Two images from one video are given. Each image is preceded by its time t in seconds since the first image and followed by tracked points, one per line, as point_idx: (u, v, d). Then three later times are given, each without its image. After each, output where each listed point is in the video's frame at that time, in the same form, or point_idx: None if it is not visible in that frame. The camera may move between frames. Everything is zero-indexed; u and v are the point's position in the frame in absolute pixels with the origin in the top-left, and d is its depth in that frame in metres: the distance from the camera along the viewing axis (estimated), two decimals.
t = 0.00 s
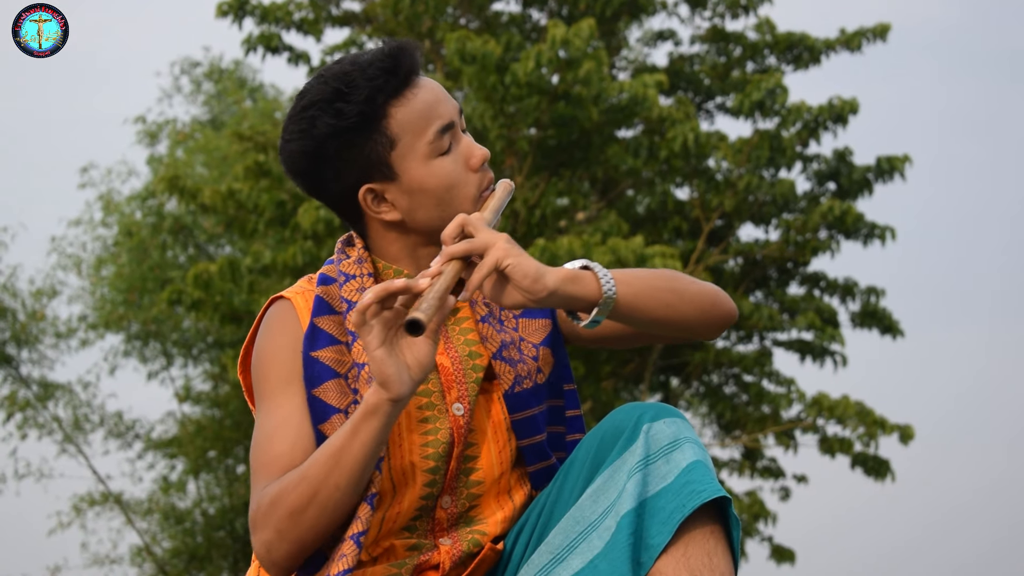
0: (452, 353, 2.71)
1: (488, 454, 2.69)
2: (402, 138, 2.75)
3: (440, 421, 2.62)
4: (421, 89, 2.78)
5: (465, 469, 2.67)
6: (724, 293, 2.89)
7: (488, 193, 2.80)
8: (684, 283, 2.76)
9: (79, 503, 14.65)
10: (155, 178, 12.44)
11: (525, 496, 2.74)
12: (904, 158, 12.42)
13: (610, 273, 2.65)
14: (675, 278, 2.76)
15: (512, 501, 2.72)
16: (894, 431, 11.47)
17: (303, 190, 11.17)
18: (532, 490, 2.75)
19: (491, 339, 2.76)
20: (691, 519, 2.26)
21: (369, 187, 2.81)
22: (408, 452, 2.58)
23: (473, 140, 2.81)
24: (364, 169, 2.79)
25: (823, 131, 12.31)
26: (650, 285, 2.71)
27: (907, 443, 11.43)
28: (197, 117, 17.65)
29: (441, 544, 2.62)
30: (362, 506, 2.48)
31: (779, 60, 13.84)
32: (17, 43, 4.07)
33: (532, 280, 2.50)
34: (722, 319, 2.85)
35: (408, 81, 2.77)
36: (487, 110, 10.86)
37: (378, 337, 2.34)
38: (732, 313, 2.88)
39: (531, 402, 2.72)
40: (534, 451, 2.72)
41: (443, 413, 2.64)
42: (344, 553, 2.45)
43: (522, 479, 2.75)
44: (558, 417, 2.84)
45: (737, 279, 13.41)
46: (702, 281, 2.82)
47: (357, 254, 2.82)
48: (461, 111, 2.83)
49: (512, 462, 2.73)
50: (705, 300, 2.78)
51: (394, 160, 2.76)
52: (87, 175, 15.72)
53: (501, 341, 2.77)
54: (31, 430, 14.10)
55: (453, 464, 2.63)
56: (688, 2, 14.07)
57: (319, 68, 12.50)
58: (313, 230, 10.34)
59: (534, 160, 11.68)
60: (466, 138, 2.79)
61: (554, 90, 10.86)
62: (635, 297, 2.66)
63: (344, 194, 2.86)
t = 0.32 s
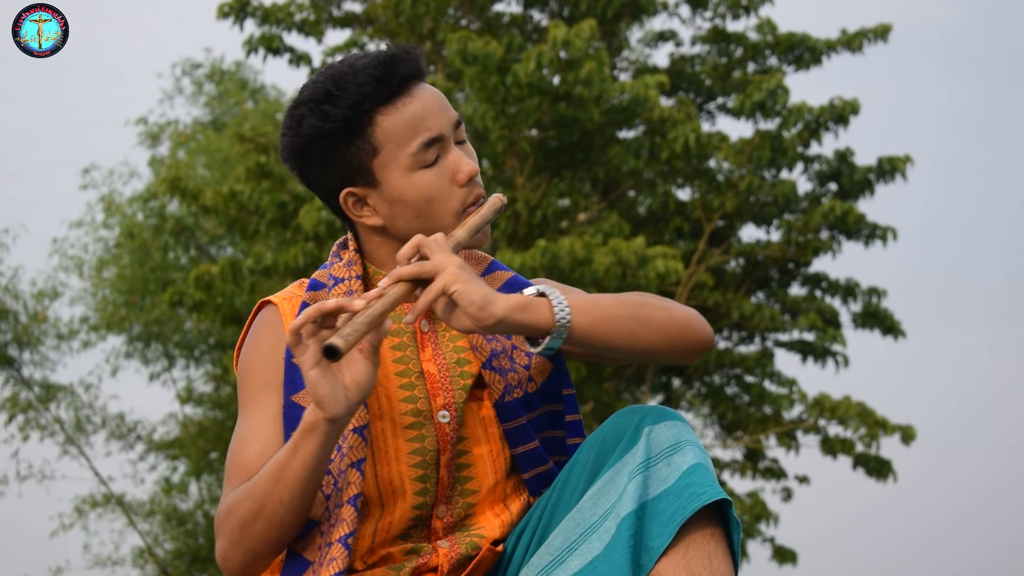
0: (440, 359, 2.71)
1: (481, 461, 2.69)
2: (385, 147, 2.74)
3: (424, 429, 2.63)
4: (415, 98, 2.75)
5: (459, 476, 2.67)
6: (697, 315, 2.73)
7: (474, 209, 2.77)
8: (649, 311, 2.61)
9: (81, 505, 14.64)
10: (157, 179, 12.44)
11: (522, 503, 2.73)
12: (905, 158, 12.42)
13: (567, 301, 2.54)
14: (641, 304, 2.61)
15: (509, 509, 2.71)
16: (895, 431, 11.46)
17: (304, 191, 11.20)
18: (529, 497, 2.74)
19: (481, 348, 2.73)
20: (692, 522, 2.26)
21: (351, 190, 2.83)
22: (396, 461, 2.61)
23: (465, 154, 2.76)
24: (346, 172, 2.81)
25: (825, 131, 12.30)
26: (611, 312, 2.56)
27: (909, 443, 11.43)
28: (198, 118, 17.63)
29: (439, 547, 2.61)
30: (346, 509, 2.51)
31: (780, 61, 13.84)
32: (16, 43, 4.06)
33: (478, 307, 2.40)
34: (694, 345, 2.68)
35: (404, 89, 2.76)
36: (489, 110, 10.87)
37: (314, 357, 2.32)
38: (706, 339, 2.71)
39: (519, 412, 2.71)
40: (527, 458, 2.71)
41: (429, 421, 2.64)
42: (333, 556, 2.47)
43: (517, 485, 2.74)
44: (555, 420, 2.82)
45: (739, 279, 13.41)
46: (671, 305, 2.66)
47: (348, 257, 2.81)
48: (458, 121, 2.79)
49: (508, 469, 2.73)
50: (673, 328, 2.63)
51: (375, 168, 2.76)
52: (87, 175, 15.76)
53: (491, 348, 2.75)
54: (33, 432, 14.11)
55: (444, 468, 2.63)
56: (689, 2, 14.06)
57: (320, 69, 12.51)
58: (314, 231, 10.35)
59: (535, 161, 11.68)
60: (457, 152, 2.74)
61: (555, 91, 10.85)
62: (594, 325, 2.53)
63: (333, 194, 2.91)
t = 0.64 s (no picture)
0: (422, 368, 2.76)
1: (472, 469, 2.73)
2: (367, 147, 2.82)
3: (403, 436, 2.72)
4: (407, 102, 2.80)
5: (449, 482, 2.69)
6: (651, 342, 2.67)
7: (454, 219, 2.74)
8: (591, 339, 2.56)
9: (84, 508, 14.63)
10: (159, 182, 12.44)
11: (514, 512, 2.75)
12: (908, 160, 12.42)
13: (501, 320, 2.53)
14: (583, 331, 2.57)
15: (499, 517, 2.74)
16: (898, 434, 11.47)
17: (306, 194, 11.22)
18: (521, 504, 2.76)
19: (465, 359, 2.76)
20: (693, 526, 2.26)
21: (338, 186, 2.93)
22: (378, 466, 2.70)
23: (454, 163, 2.76)
24: (335, 168, 2.91)
25: (827, 133, 12.30)
26: (550, 338, 2.53)
27: (911, 445, 11.43)
28: (201, 121, 17.62)
29: (436, 551, 2.64)
30: (332, 508, 2.57)
31: (782, 63, 13.84)
32: (16, 44, 4.07)
33: (401, 322, 2.45)
34: (644, 376, 2.63)
35: (396, 93, 2.82)
36: (491, 113, 10.86)
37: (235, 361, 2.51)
38: (657, 369, 2.65)
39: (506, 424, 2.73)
40: (517, 466, 2.73)
41: (408, 428, 2.72)
42: (323, 557, 2.54)
43: (509, 494, 2.75)
44: (548, 425, 2.83)
45: (742, 281, 13.41)
46: (620, 332, 2.62)
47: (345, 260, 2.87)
48: (454, 130, 2.79)
49: (500, 480, 2.75)
50: (616, 355, 2.58)
51: (358, 166, 2.85)
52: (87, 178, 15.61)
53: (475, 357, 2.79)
54: (36, 435, 14.11)
55: (426, 473, 2.68)
56: (691, 5, 14.07)
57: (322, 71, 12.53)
58: (317, 234, 10.36)
59: (537, 163, 11.70)
60: (440, 158, 2.74)
61: (557, 93, 10.85)
62: (527, 350, 2.51)
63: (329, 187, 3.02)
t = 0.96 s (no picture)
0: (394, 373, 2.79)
1: (453, 473, 2.73)
2: (362, 137, 2.84)
3: (379, 438, 2.75)
4: (411, 100, 2.82)
5: (429, 483, 2.71)
6: (592, 364, 2.69)
7: (429, 223, 2.75)
8: (523, 356, 2.59)
9: (87, 510, 14.62)
10: (163, 184, 12.45)
11: (501, 514, 2.75)
12: (910, 162, 12.43)
13: (433, 327, 2.56)
14: (518, 348, 2.60)
15: (487, 519, 2.74)
16: (901, 435, 11.48)
17: (309, 196, 11.24)
18: (508, 506, 2.76)
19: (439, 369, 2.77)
20: (692, 527, 2.26)
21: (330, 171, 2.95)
22: (354, 468, 2.77)
23: (443, 169, 2.76)
24: (331, 154, 2.93)
25: (830, 135, 12.31)
26: (481, 353, 2.56)
27: (914, 447, 11.43)
28: (203, 123, 17.64)
29: (429, 548, 2.65)
30: (321, 505, 2.59)
31: (785, 64, 13.85)
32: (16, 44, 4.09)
33: (331, 319, 2.52)
34: (575, 401, 2.64)
35: (402, 91, 2.84)
36: (494, 114, 10.88)
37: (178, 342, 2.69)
38: (592, 394, 2.66)
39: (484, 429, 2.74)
40: (498, 469, 2.75)
41: (382, 432, 2.76)
42: (313, 553, 2.56)
43: (494, 497, 2.75)
44: (535, 427, 2.81)
45: (744, 282, 13.42)
46: (555, 353, 2.64)
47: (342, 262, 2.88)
48: (452, 137, 2.80)
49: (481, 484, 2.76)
50: (546, 374, 2.61)
51: (349, 154, 2.87)
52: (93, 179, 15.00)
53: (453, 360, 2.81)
54: (39, 436, 14.12)
55: (401, 476, 2.73)
56: (693, 6, 14.09)
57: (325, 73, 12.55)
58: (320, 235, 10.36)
59: (539, 165, 11.73)
60: (426, 161, 2.75)
61: (559, 95, 10.88)
62: (455, 361, 2.53)
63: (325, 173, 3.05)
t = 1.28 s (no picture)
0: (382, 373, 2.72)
1: (439, 472, 2.67)
2: (370, 125, 2.85)
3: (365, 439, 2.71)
4: (425, 99, 2.81)
5: (415, 483, 2.65)
6: (553, 375, 2.54)
7: (417, 221, 2.75)
8: (482, 359, 2.47)
9: (89, 510, 14.63)
10: (166, 184, 12.46)
11: (492, 513, 2.68)
12: (913, 162, 12.43)
13: (396, 322, 2.48)
14: (476, 351, 2.48)
15: (477, 518, 2.67)
16: (903, 435, 11.48)
17: (311, 195, 11.25)
18: (498, 505, 2.69)
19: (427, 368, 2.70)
20: (691, 526, 2.27)
21: (338, 155, 2.98)
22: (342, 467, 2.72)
23: (442, 172, 2.75)
24: (342, 138, 2.96)
25: (833, 135, 12.32)
26: (435, 355, 2.45)
27: (917, 447, 11.42)
28: (206, 122, 17.66)
29: (423, 542, 2.59)
30: (319, 500, 2.54)
31: (787, 64, 13.85)
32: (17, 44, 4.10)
33: (296, 304, 2.48)
34: (528, 414, 2.50)
35: (419, 88, 2.84)
36: (497, 114, 10.88)
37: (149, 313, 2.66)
38: (551, 408, 2.52)
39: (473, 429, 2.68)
40: (486, 469, 2.69)
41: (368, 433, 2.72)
42: (309, 548, 2.50)
43: (483, 496, 2.68)
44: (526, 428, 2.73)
45: (747, 282, 13.41)
46: (512, 362, 2.50)
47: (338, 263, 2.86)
48: (458, 143, 2.79)
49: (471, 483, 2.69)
50: (507, 380, 2.48)
51: (356, 141, 2.89)
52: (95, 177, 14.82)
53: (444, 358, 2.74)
54: (41, 436, 14.16)
55: (387, 475, 2.68)
56: (696, 6, 14.09)
57: (327, 73, 12.56)
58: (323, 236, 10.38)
59: (542, 165, 11.74)
60: (424, 162, 2.75)
61: (561, 94, 10.87)
62: (413, 357, 2.44)
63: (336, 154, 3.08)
